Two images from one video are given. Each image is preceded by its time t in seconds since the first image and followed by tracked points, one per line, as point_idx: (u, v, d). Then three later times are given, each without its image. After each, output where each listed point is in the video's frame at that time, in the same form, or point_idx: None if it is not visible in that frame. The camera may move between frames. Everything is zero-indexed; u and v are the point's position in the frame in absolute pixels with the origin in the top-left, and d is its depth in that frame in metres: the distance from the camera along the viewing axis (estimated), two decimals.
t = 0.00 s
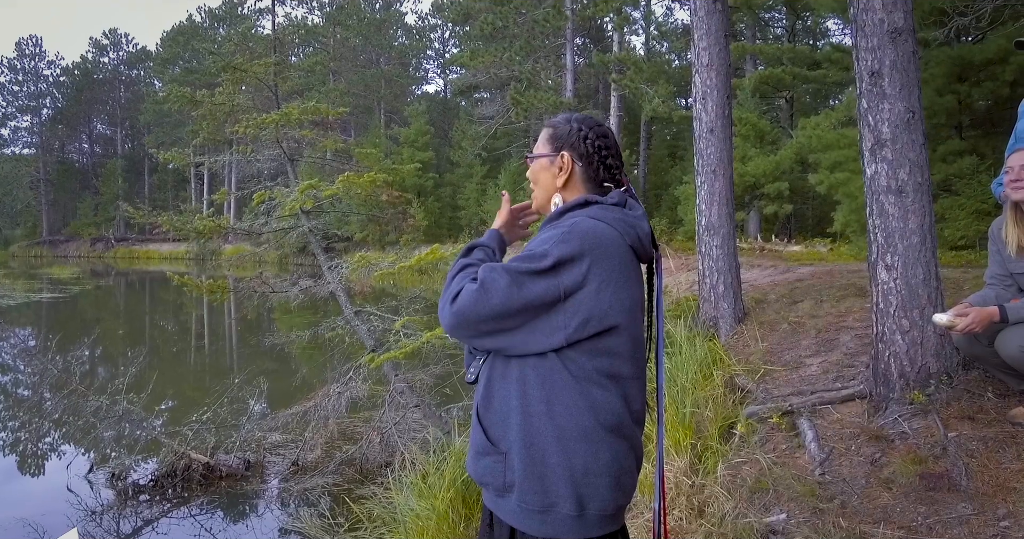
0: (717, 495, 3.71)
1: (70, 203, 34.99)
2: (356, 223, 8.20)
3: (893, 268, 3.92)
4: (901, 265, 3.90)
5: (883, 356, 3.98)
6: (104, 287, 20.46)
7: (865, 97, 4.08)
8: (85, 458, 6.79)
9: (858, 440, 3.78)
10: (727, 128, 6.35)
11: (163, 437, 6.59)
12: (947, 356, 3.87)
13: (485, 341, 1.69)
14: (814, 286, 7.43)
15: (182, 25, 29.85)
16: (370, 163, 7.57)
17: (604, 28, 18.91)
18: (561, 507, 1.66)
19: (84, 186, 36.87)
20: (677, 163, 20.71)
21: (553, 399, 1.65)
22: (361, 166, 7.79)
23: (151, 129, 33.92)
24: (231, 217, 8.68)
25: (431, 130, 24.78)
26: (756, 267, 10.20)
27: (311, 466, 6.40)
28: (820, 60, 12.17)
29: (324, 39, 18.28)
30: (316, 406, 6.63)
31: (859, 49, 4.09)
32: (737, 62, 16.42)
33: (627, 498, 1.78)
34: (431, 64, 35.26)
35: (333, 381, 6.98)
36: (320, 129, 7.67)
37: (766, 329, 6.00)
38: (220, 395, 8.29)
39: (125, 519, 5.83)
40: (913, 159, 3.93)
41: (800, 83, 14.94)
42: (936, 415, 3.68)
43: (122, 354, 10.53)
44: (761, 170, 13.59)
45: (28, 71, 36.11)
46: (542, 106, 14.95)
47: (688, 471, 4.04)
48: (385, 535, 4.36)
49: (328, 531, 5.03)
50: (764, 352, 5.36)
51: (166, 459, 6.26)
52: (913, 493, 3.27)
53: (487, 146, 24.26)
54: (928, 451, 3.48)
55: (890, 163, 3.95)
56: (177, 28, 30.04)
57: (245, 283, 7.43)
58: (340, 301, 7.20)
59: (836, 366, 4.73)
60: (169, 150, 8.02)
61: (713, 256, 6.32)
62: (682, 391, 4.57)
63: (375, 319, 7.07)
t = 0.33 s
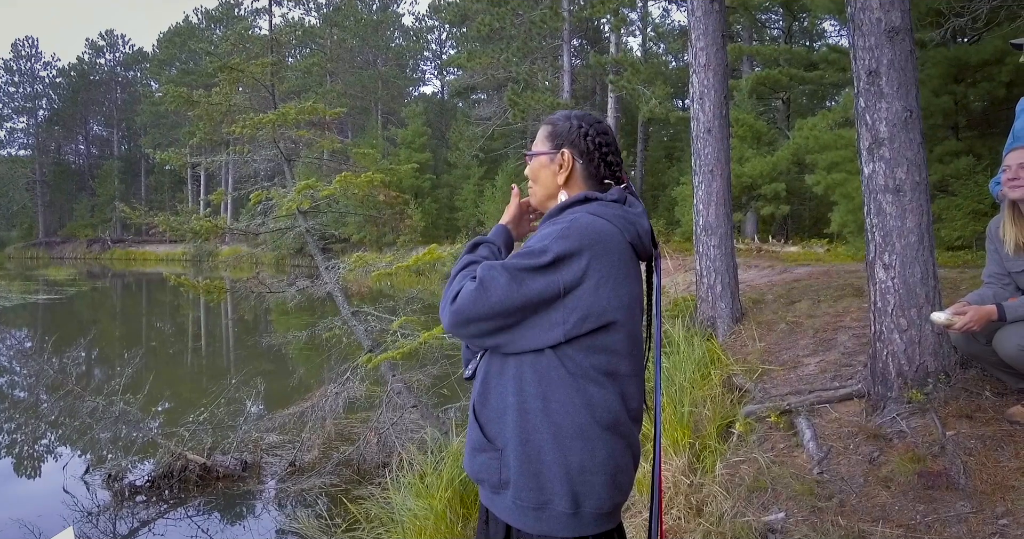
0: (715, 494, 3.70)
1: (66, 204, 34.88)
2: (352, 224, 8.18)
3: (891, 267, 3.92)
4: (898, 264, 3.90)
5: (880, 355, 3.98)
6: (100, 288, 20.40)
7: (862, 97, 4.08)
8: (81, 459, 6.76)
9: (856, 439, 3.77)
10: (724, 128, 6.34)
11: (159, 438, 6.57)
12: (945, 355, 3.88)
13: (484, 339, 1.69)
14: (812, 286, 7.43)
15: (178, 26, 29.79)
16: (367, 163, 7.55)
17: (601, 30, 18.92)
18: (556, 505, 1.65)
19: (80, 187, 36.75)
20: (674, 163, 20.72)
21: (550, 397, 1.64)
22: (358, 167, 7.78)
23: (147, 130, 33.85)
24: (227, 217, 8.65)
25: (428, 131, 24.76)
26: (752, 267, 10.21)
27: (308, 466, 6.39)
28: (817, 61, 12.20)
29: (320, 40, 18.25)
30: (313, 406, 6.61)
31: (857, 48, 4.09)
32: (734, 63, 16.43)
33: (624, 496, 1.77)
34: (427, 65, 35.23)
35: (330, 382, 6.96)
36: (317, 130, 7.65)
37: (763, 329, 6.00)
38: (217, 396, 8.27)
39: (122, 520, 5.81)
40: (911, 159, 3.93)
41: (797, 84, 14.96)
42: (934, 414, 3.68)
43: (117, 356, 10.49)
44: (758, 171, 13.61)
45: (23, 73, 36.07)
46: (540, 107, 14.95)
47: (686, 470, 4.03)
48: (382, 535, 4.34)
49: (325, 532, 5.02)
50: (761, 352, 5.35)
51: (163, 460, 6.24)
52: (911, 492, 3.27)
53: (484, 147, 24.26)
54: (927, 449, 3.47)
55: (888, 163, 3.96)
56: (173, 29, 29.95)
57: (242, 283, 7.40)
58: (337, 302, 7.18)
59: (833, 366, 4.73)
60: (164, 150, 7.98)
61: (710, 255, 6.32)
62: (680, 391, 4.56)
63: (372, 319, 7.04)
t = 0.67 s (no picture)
0: (714, 493, 3.69)
1: (64, 205, 34.81)
2: (351, 223, 8.18)
3: (889, 266, 3.92)
4: (897, 262, 3.90)
5: (879, 354, 3.97)
6: (98, 289, 20.38)
7: (861, 95, 4.08)
8: (79, 459, 6.74)
9: (855, 437, 3.77)
10: (722, 127, 6.34)
11: (157, 438, 6.55)
12: (944, 353, 3.88)
13: (488, 345, 1.67)
14: (810, 285, 7.43)
15: (176, 26, 29.77)
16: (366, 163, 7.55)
17: (599, 30, 18.92)
18: (556, 503, 1.65)
19: (78, 187, 36.66)
20: (672, 164, 20.74)
21: (550, 395, 1.64)
22: (357, 166, 7.77)
23: (145, 131, 33.80)
24: (226, 217, 8.63)
25: (427, 131, 24.77)
26: (750, 267, 10.21)
27: (306, 466, 6.38)
28: (815, 61, 12.21)
29: (318, 41, 18.25)
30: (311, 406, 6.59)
31: (855, 47, 4.09)
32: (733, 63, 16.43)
33: (623, 495, 1.77)
34: (426, 65, 35.22)
35: (328, 382, 6.94)
36: (315, 129, 7.64)
37: (762, 329, 6.00)
38: (215, 396, 8.26)
39: (120, 520, 5.79)
40: (909, 157, 3.93)
41: (795, 84, 14.98)
42: (932, 412, 3.68)
43: (115, 356, 10.46)
44: (756, 171, 13.62)
45: (21, 73, 36.07)
46: (538, 107, 14.94)
47: (685, 469, 4.02)
48: (380, 534, 4.33)
49: (324, 532, 5.01)
50: (760, 352, 5.35)
51: (161, 460, 6.22)
52: (910, 490, 3.27)
53: (483, 148, 24.26)
54: (925, 448, 3.47)
55: (886, 162, 3.96)
56: (171, 30, 29.91)
57: (241, 283, 7.38)
58: (335, 301, 7.16)
59: (831, 365, 4.73)
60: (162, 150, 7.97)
61: (709, 255, 6.32)
62: (679, 390, 4.56)
63: (371, 319, 7.03)
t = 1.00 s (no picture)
0: (713, 494, 3.68)
1: (64, 204, 34.79)
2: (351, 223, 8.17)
3: (889, 266, 3.91)
4: (897, 262, 3.89)
5: (879, 354, 3.97)
6: (98, 288, 20.38)
7: (860, 95, 4.07)
8: (79, 460, 6.73)
9: (854, 438, 3.76)
10: (721, 126, 6.32)
11: (156, 439, 6.54)
12: (944, 353, 3.86)
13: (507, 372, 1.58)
14: (810, 285, 7.43)
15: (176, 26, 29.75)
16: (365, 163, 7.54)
17: (599, 30, 18.91)
18: (557, 508, 1.64)
19: (78, 187, 36.64)
20: (672, 163, 20.74)
21: (551, 398, 1.63)
22: (356, 166, 7.76)
23: (144, 131, 33.80)
24: (225, 217, 8.62)
25: (426, 131, 24.78)
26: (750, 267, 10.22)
27: (305, 466, 6.37)
28: (815, 61, 12.19)
29: (317, 41, 18.24)
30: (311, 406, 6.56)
31: (855, 47, 4.08)
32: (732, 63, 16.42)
33: (625, 498, 1.75)
34: (426, 66, 35.23)
35: (327, 382, 6.92)
36: (314, 129, 7.63)
37: (761, 329, 5.98)
38: (214, 396, 8.25)
39: (119, 521, 5.78)
40: (909, 157, 3.92)
41: (795, 84, 14.96)
42: (932, 412, 3.67)
43: (115, 356, 10.46)
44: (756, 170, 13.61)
45: (21, 73, 36.11)
46: (538, 107, 14.94)
47: (684, 470, 4.01)
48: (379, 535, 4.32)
49: (323, 533, 5.00)
50: (759, 352, 5.34)
51: (160, 460, 6.21)
52: (910, 491, 3.26)
53: (483, 148, 24.27)
54: (925, 448, 3.47)
55: (886, 161, 3.95)
56: (170, 30, 29.91)
57: (240, 284, 7.37)
58: (334, 302, 7.15)
59: (831, 365, 4.72)
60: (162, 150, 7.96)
61: (708, 255, 6.31)
62: (678, 390, 4.55)
63: (370, 319, 7.02)
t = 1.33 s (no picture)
0: (715, 496, 3.66)
1: (65, 204, 34.82)
2: (351, 223, 8.16)
3: (892, 266, 3.90)
4: (899, 263, 3.88)
5: (881, 355, 3.95)
6: (99, 289, 20.40)
7: (863, 94, 4.05)
8: (80, 460, 6.72)
9: (857, 439, 3.75)
10: (723, 126, 6.30)
11: (157, 439, 6.53)
12: (947, 355, 3.84)
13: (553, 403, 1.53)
14: (811, 285, 7.42)
15: (177, 26, 29.73)
16: (365, 164, 7.54)
17: (600, 29, 18.90)
18: (565, 514, 1.62)
19: (79, 187, 36.61)
20: (673, 163, 20.72)
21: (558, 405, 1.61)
22: (356, 167, 7.75)
23: (145, 131, 33.81)
24: (226, 217, 8.62)
25: (427, 131, 24.78)
26: (751, 267, 10.21)
27: (306, 467, 6.35)
28: (816, 61, 12.15)
29: (318, 41, 18.24)
30: (311, 407, 6.53)
31: (857, 46, 4.06)
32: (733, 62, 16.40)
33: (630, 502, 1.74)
34: (427, 66, 35.25)
35: (328, 382, 6.90)
36: (315, 129, 7.61)
37: (763, 329, 5.97)
38: (215, 397, 8.24)
39: (120, 521, 5.78)
40: (911, 157, 3.90)
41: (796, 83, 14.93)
42: (936, 414, 3.65)
43: (117, 356, 10.46)
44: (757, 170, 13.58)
45: (22, 73, 36.17)
46: (538, 106, 14.93)
47: (686, 471, 3.99)
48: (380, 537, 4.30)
49: (324, 534, 4.98)
50: (761, 352, 5.33)
51: (160, 461, 6.20)
52: (914, 493, 3.24)
53: (483, 147, 24.25)
54: (928, 450, 3.46)
55: (888, 161, 3.93)
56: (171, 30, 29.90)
57: (241, 284, 7.35)
58: (335, 302, 7.13)
59: (834, 366, 4.71)
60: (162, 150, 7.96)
61: (710, 255, 6.30)
62: (680, 391, 4.54)
63: (371, 319, 7.01)
